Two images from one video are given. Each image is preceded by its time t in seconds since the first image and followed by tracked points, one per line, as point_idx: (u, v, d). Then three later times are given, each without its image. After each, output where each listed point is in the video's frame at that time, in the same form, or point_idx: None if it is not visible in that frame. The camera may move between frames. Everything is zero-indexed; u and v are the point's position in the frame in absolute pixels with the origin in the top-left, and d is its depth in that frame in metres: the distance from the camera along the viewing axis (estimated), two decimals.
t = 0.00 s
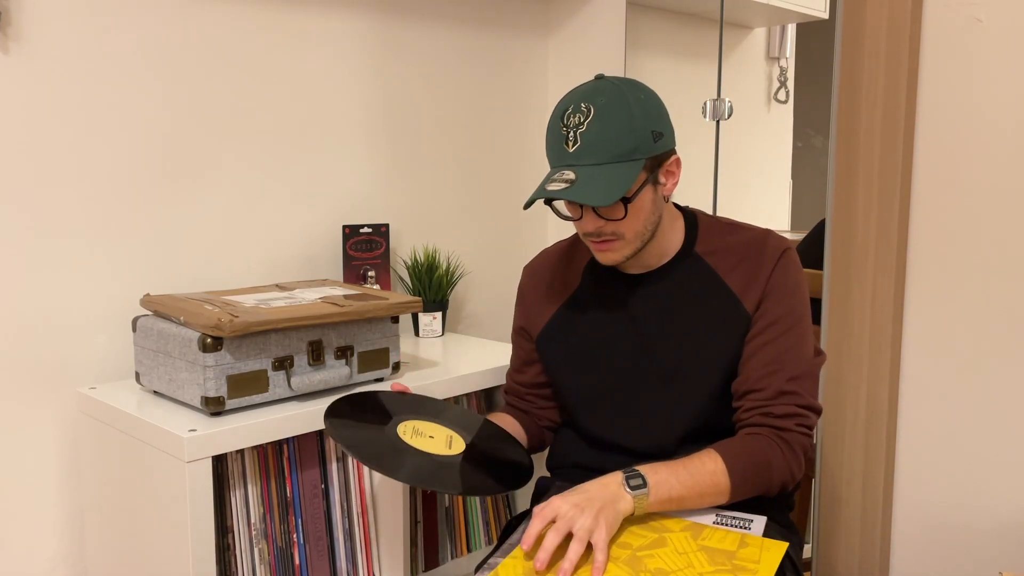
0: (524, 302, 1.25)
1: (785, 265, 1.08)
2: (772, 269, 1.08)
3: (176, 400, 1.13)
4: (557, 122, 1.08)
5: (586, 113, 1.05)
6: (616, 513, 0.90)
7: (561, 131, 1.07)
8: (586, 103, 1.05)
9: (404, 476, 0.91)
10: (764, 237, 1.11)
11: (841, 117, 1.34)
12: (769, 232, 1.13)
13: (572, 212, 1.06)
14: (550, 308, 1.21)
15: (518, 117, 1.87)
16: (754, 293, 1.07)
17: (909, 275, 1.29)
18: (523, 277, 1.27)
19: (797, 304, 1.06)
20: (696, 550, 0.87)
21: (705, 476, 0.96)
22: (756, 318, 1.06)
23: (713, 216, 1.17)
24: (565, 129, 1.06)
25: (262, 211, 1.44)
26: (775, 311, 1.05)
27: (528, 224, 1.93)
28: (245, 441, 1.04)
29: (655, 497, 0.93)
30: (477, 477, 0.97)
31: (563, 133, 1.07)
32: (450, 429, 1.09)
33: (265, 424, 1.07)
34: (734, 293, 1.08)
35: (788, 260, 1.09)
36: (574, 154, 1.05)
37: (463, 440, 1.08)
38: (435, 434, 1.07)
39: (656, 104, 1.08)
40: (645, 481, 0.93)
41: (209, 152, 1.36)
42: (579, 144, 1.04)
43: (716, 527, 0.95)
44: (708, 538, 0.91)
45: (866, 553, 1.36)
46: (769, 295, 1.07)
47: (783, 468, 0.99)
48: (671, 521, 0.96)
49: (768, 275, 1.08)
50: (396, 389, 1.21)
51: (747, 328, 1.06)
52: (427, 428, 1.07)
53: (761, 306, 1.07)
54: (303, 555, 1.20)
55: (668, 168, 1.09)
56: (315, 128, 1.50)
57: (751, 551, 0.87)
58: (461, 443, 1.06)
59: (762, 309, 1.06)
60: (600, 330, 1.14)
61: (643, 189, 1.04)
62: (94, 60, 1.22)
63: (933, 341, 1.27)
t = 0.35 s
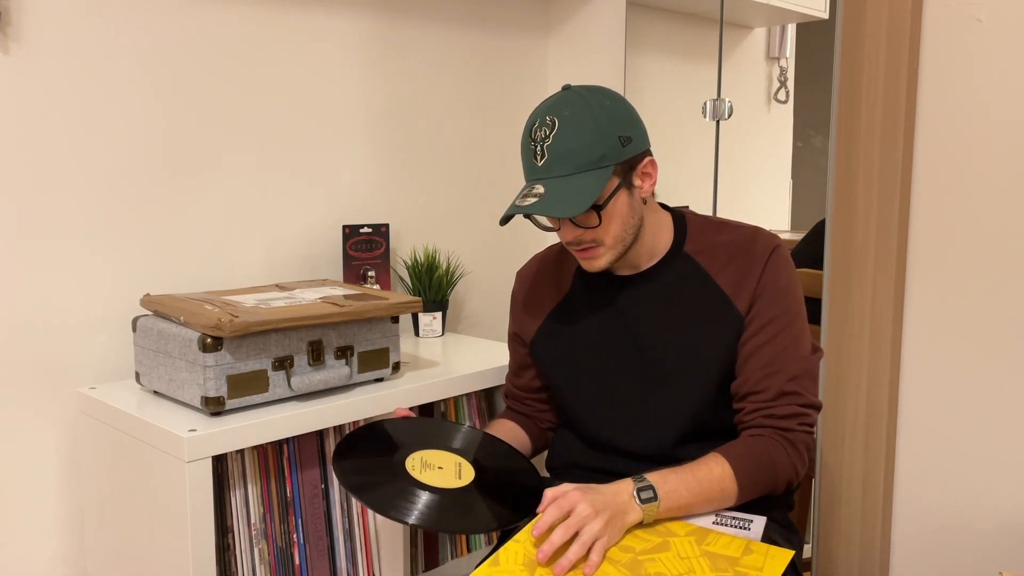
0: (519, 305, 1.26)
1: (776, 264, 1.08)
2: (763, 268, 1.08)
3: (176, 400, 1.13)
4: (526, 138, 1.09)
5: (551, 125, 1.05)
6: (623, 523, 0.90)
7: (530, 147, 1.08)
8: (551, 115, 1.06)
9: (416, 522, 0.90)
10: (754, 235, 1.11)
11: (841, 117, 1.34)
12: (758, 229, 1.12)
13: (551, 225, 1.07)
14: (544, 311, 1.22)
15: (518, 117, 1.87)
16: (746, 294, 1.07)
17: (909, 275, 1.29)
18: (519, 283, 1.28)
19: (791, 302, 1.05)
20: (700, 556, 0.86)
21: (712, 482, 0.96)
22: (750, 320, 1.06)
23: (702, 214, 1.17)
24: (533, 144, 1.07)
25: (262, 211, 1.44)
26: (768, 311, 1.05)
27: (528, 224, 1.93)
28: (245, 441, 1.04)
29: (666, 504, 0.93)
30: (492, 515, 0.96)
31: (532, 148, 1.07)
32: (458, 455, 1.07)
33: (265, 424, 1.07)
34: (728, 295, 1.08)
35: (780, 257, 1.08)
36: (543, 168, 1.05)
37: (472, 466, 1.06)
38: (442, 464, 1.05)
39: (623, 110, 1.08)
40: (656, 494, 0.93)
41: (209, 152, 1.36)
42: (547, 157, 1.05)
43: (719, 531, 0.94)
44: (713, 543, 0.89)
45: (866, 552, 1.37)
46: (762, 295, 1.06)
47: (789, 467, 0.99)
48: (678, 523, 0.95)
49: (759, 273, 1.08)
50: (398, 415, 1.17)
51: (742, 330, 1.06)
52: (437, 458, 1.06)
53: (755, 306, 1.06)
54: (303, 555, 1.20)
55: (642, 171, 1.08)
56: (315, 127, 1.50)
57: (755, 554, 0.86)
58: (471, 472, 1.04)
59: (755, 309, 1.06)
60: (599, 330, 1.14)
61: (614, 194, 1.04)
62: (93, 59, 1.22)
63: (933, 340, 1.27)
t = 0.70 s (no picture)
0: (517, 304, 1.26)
1: (772, 262, 1.07)
2: (760, 267, 1.07)
3: (176, 400, 1.13)
4: (520, 142, 1.09)
5: (545, 129, 1.05)
6: (614, 514, 0.91)
7: (525, 151, 1.08)
8: (544, 119, 1.06)
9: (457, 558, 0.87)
10: (750, 233, 1.11)
11: (841, 117, 1.34)
12: (755, 227, 1.12)
13: (548, 229, 1.07)
14: (543, 311, 1.22)
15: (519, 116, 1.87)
16: (742, 293, 1.07)
17: (909, 275, 1.29)
18: (517, 283, 1.27)
19: (788, 301, 1.05)
20: (690, 555, 0.86)
21: (704, 477, 0.96)
22: (746, 319, 1.06)
23: (699, 213, 1.17)
24: (528, 148, 1.07)
25: (261, 210, 1.44)
26: (765, 310, 1.05)
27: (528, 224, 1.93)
28: (245, 441, 1.04)
29: (657, 496, 0.94)
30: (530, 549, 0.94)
31: (527, 152, 1.07)
32: (492, 483, 1.06)
33: (265, 424, 1.07)
34: (724, 295, 1.08)
35: (777, 256, 1.08)
36: (539, 171, 1.05)
37: (507, 493, 1.04)
38: (478, 493, 1.03)
39: (616, 112, 1.08)
40: (648, 485, 0.93)
41: (209, 152, 1.36)
42: (542, 160, 1.04)
43: (715, 531, 0.94)
44: (705, 544, 0.89)
45: (866, 552, 1.37)
46: (758, 294, 1.06)
47: (784, 466, 0.99)
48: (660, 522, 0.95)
49: (756, 272, 1.07)
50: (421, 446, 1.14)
51: (738, 330, 1.06)
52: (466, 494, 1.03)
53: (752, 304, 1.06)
54: (303, 555, 1.20)
55: (636, 172, 1.08)
56: (315, 127, 1.50)
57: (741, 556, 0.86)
58: (507, 499, 1.02)
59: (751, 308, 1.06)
60: (599, 330, 1.14)
61: (609, 196, 1.04)
62: (93, 59, 1.22)
63: (932, 340, 1.27)
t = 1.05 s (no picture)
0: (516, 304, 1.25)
1: (775, 261, 1.07)
2: (763, 266, 1.07)
3: (176, 399, 1.13)
4: (525, 136, 1.08)
5: (551, 124, 1.05)
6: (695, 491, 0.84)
7: (530, 145, 1.08)
8: (550, 114, 1.06)
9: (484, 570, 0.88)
10: (749, 233, 1.11)
11: (841, 117, 1.34)
12: (751, 227, 1.12)
13: (551, 224, 1.06)
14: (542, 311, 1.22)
15: (519, 116, 1.87)
16: (746, 293, 1.06)
17: (909, 276, 1.29)
18: (517, 283, 1.27)
19: (796, 298, 1.05)
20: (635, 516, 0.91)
21: (764, 468, 0.93)
22: (754, 319, 1.05)
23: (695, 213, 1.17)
24: (533, 142, 1.07)
25: (262, 210, 1.44)
26: (774, 308, 1.04)
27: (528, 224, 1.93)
28: (245, 440, 1.04)
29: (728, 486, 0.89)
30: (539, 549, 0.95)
31: (532, 146, 1.07)
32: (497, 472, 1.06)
33: (265, 424, 1.07)
34: (727, 295, 1.07)
35: (779, 255, 1.08)
36: (544, 166, 1.05)
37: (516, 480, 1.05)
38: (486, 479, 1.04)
39: (621, 109, 1.08)
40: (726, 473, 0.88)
41: (210, 152, 1.36)
42: (548, 155, 1.04)
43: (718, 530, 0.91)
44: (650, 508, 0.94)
45: (866, 552, 1.37)
46: (763, 293, 1.05)
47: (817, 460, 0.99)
48: (614, 493, 1.00)
49: (758, 271, 1.07)
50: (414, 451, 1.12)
51: (746, 330, 1.05)
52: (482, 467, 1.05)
53: (756, 302, 1.06)
54: (303, 555, 1.20)
55: (641, 169, 1.08)
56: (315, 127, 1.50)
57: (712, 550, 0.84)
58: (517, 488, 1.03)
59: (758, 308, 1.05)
60: (599, 329, 1.14)
61: (614, 193, 1.04)
62: (93, 59, 1.22)
63: (933, 340, 1.27)
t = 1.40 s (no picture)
0: (517, 300, 1.25)
1: (785, 261, 1.07)
2: (773, 265, 1.07)
3: (176, 399, 1.13)
4: (559, 100, 1.07)
5: (590, 88, 1.05)
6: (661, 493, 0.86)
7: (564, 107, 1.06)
8: (590, 80, 1.06)
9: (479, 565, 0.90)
10: (762, 232, 1.10)
11: (842, 117, 1.34)
12: (765, 227, 1.12)
13: (584, 188, 1.04)
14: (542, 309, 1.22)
15: (518, 116, 1.87)
16: (755, 291, 1.06)
17: (909, 275, 1.29)
18: (518, 274, 1.26)
19: (804, 299, 1.04)
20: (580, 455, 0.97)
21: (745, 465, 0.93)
22: (762, 316, 1.05)
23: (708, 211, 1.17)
24: (570, 104, 1.05)
25: (261, 211, 1.44)
26: (783, 307, 1.04)
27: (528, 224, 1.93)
28: (245, 440, 1.04)
29: (703, 478, 0.89)
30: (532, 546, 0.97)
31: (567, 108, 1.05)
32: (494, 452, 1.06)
33: (265, 424, 1.07)
34: (735, 291, 1.07)
35: (789, 256, 1.08)
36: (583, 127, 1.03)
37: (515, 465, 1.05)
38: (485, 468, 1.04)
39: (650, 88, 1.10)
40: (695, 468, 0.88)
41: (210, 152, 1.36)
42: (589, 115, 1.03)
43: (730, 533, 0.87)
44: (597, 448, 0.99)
45: (866, 552, 1.37)
46: (773, 292, 1.05)
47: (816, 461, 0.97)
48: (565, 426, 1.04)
49: (768, 270, 1.07)
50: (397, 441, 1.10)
51: (754, 327, 1.05)
52: (478, 419, 1.03)
53: (765, 300, 1.06)
54: (303, 555, 1.20)
55: (665, 147, 1.09)
56: (315, 127, 1.50)
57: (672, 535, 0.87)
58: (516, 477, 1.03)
59: (768, 306, 1.05)
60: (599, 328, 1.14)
61: (651, 161, 1.04)
62: (93, 59, 1.22)
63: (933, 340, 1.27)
